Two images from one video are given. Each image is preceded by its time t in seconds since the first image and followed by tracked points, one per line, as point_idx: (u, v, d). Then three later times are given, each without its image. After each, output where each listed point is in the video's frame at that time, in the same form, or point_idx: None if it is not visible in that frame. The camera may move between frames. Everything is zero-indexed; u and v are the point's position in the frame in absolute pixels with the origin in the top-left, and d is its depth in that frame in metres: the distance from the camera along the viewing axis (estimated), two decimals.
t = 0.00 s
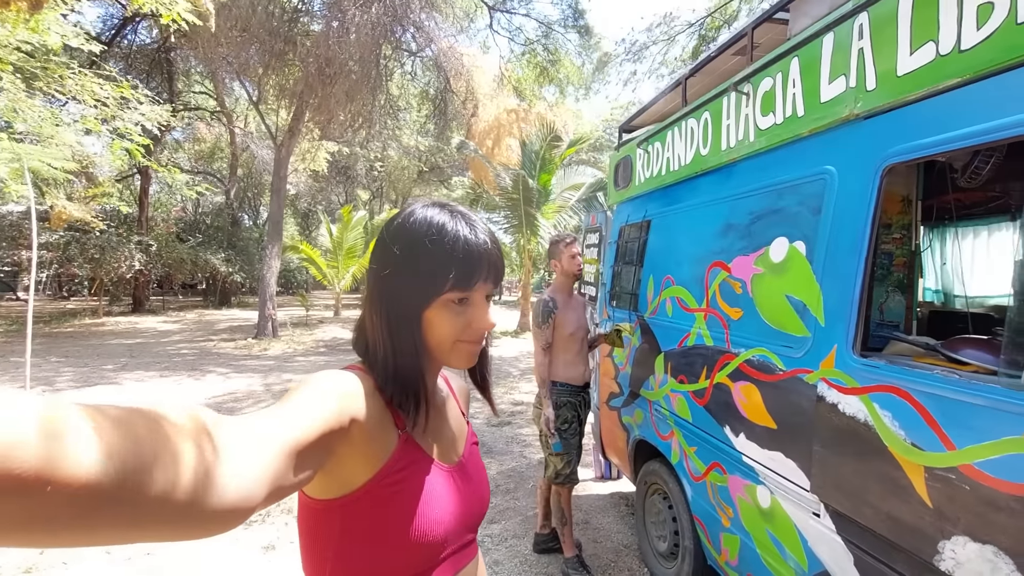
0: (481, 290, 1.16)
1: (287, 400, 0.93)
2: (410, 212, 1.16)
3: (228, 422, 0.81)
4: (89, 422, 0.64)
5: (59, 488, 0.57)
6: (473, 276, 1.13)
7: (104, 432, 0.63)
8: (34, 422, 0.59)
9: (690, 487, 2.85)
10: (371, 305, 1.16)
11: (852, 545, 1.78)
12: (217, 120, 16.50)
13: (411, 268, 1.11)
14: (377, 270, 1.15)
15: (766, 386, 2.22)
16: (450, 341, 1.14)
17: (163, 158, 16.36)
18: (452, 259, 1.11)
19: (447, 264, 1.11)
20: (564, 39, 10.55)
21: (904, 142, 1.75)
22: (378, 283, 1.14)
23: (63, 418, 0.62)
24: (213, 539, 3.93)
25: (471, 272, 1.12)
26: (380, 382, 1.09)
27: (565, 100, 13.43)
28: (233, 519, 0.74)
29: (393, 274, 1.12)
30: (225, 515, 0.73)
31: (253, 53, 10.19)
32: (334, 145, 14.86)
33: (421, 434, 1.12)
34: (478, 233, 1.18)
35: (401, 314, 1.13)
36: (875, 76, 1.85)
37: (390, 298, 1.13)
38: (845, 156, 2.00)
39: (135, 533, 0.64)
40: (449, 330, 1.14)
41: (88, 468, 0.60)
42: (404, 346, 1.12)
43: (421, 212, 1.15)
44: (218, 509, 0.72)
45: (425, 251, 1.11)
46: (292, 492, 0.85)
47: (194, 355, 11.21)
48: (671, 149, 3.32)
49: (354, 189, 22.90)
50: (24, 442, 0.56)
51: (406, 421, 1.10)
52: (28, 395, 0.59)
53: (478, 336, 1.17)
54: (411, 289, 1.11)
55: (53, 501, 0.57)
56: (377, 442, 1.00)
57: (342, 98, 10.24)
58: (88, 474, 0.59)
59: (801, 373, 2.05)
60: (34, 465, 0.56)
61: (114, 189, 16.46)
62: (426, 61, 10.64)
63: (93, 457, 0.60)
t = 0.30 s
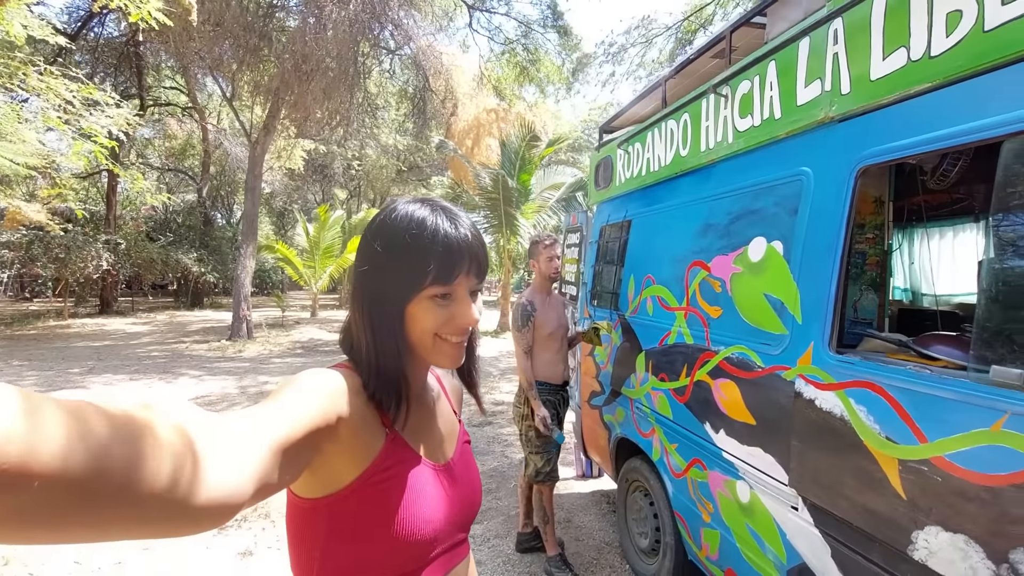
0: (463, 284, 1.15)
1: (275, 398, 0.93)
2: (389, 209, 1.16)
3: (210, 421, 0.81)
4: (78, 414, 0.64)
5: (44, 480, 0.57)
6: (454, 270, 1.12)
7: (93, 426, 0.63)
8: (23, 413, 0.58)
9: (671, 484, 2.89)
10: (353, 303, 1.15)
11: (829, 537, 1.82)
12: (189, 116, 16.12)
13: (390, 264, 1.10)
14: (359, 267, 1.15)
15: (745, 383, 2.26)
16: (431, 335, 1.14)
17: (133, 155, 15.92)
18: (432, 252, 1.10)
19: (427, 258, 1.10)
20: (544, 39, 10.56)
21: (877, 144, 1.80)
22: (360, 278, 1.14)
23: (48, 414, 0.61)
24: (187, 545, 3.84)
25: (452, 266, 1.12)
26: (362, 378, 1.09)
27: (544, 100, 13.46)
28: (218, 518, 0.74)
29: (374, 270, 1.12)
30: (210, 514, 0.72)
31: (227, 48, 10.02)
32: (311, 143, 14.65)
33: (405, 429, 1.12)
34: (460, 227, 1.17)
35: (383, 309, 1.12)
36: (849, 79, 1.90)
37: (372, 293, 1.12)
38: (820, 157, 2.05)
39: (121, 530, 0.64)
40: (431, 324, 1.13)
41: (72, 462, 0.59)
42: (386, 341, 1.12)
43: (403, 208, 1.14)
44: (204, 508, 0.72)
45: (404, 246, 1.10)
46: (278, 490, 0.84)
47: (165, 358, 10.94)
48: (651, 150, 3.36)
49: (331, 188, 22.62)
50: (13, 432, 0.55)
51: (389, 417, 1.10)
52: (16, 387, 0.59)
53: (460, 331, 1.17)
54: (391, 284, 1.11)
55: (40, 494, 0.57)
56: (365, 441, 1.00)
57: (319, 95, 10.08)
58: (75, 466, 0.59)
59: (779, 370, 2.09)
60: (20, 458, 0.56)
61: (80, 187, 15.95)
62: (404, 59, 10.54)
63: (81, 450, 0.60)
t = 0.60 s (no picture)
0: (447, 281, 1.16)
1: (264, 398, 0.93)
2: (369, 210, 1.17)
3: (200, 423, 0.80)
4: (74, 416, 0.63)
5: (45, 483, 0.57)
6: (437, 267, 1.12)
7: (91, 428, 0.63)
8: (21, 415, 0.58)
9: (659, 477, 2.92)
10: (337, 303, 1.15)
11: (814, 522, 1.86)
12: (162, 122, 15.81)
13: (373, 263, 1.10)
14: (342, 267, 1.15)
15: (729, 374, 2.30)
16: (416, 332, 1.14)
17: (104, 162, 15.54)
18: (415, 250, 1.10)
19: (409, 256, 1.10)
20: (522, 38, 10.56)
21: (850, 138, 1.85)
22: (344, 278, 1.14)
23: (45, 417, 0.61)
24: (172, 557, 3.76)
25: (435, 262, 1.12)
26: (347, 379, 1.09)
27: (523, 100, 13.49)
28: (212, 519, 0.74)
29: (357, 270, 1.12)
30: (204, 514, 0.72)
31: (200, 50, 9.88)
32: (288, 146, 14.47)
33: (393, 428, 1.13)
34: (443, 224, 1.17)
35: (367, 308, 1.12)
36: (822, 75, 1.94)
37: (355, 292, 1.12)
38: (796, 152, 2.09)
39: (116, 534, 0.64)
40: (415, 321, 1.13)
41: (71, 462, 0.59)
42: (371, 341, 1.12)
43: (385, 207, 1.14)
44: (197, 509, 0.72)
45: (385, 245, 1.10)
46: (269, 490, 0.84)
47: (143, 368, 10.71)
48: (631, 147, 3.39)
49: (310, 192, 22.39)
50: (12, 434, 0.55)
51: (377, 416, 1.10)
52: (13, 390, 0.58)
53: (445, 328, 1.17)
54: (374, 283, 1.11)
55: (40, 496, 0.57)
56: (354, 441, 0.99)
57: (297, 97, 9.94)
58: (74, 467, 0.59)
59: (762, 361, 2.13)
60: (22, 461, 0.55)
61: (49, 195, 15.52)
62: (382, 60, 10.48)
63: (80, 451, 0.60)
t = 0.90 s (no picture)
0: (443, 278, 1.18)
1: (255, 402, 0.92)
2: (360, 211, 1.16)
3: (191, 429, 0.80)
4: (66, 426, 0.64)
5: (33, 495, 0.57)
6: (433, 265, 1.14)
7: (82, 438, 0.64)
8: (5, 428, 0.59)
9: (658, 473, 2.93)
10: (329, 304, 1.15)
11: (811, 515, 1.87)
12: (156, 125, 15.74)
13: (369, 265, 1.11)
14: (333, 269, 1.14)
15: (725, 369, 2.31)
16: (413, 329, 1.15)
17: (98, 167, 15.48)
18: (413, 248, 1.12)
19: (406, 257, 1.11)
20: (517, 35, 10.54)
21: (841, 132, 1.86)
22: (336, 279, 1.13)
23: (35, 427, 0.61)
24: (171, 561, 3.75)
25: (432, 262, 1.14)
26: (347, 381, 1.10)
27: (519, 98, 13.48)
28: (205, 527, 0.74)
29: (352, 272, 1.11)
30: (197, 522, 0.73)
31: (193, 52, 9.84)
32: (283, 147, 14.45)
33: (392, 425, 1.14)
34: (437, 222, 1.19)
35: (363, 309, 1.12)
36: (814, 69, 1.95)
37: (352, 291, 1.12)
38: (789, 146, 2.09)
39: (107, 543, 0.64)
40: (413, 318, 1.14)
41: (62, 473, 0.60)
42: (369, 341, 1.13)
43: (380, 206, 1.15)
44: (189, 517, 0.71)
45: (382, 246, 1.11)
46: (264, 495, 0.84)
47: (141, 372, 10.69)
48: (626, 144, 3.40)
49: (306, 193, 22.34)
50: None
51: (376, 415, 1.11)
52: None
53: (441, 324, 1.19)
54: (370, 284, 1.11)
55: (31, 505, 0.58)
56: (346, 442, 0.99)
57: (291, 99, 9.90)
58: (60, 480, 0.59)
59: (758, 355, 2.14)
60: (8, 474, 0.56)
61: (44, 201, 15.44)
62: (377, 60, 10.46)
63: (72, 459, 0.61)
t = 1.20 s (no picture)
0: (437, 272, 1.21)
1: (243, 397, 0.93)
2: (356, 205, 1.16)
3: (182, 425, 0.80)
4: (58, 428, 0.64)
5: (29, 490, 0.58)
6: (432, 260, 1.18)
7: (77, 435, 0.64)
8: None
9: (654, 470, 2.94)
10: (324, 294, 1.15)
11: (804, 511, 1.88)
12: (154, 125, 15.73)
13: (371, 258, 1.12)
14: (329, 258, 1.14)
15: (720, 366, 2.32)
16: (408, 322, 1.18)
17: (95, 168, 15.45)
18: (413, 243, 1.14)
19: (407, 253, 1.14)
20: (515, 36, 10.55)
21: (833, 130, 1.87)
22: (334, 271, 1.13)
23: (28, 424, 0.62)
24: (168, 561, 3.75)
25: (431, 256, 1.17)
26: (349, 371, 1.14)
27: (517, 98, 13.50)
28: (197, 520, 0.75)
29: (352, 264, 1.12)
30: (189, 519, 0.74)
31: (190, 52, 9.82)
32: (282, 147, 14.45)
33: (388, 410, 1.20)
34: (433, 218, 1.22)
35: (362, 301, 1.14)
36: (806, 69, 1.96)
37: (348, 284, 1.13)
38: (782, 145, 2.11)
39: (104, 540, 0.65)
40: (408, 311, 1.17)
41: (57, 472, 0.60)
42: (369, 331, 1.15)
43: (378, 200, 1.16)
44: (181, 513, 0.73)
45: (384, 242, 1.12)
46: (254, 489, 0.85)
47: (138, 373, 10.68)
48: (622, 143, 3.41)
49: (304, 193, 22.33)
50: None
51: (373, 399, 1.17)
52: None
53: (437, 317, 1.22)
54: (370, 277, 1.13)
55: (27, 504, 0.58)
56: (334, 438, 1.00)
57: (289, 99, 9.91)
58: (55, 476, 0.60)
59: (752, 352, 2.15)
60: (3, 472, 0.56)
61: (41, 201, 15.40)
62: (375, 60, 10.47)
63: (68, 460, 0.61)
